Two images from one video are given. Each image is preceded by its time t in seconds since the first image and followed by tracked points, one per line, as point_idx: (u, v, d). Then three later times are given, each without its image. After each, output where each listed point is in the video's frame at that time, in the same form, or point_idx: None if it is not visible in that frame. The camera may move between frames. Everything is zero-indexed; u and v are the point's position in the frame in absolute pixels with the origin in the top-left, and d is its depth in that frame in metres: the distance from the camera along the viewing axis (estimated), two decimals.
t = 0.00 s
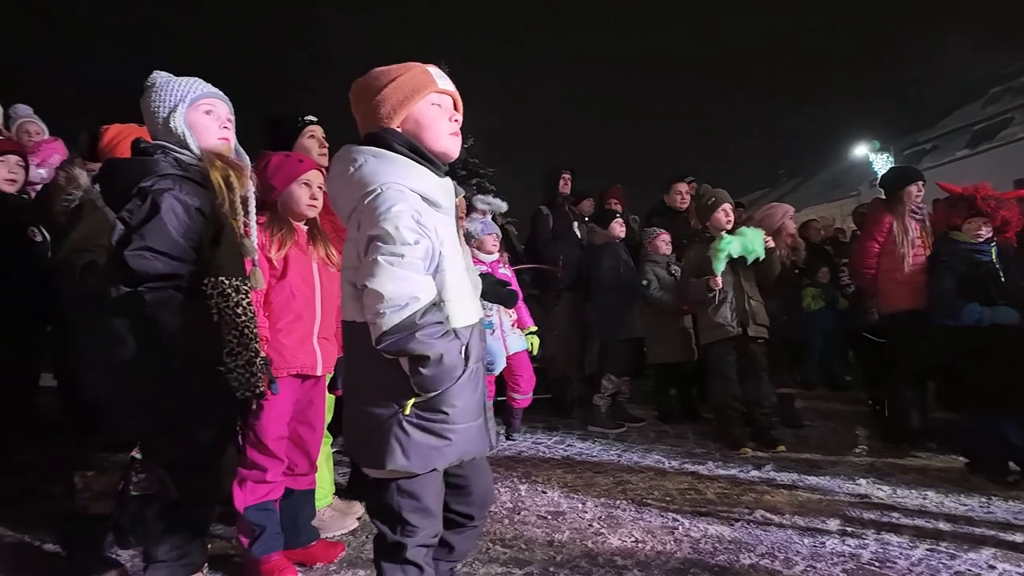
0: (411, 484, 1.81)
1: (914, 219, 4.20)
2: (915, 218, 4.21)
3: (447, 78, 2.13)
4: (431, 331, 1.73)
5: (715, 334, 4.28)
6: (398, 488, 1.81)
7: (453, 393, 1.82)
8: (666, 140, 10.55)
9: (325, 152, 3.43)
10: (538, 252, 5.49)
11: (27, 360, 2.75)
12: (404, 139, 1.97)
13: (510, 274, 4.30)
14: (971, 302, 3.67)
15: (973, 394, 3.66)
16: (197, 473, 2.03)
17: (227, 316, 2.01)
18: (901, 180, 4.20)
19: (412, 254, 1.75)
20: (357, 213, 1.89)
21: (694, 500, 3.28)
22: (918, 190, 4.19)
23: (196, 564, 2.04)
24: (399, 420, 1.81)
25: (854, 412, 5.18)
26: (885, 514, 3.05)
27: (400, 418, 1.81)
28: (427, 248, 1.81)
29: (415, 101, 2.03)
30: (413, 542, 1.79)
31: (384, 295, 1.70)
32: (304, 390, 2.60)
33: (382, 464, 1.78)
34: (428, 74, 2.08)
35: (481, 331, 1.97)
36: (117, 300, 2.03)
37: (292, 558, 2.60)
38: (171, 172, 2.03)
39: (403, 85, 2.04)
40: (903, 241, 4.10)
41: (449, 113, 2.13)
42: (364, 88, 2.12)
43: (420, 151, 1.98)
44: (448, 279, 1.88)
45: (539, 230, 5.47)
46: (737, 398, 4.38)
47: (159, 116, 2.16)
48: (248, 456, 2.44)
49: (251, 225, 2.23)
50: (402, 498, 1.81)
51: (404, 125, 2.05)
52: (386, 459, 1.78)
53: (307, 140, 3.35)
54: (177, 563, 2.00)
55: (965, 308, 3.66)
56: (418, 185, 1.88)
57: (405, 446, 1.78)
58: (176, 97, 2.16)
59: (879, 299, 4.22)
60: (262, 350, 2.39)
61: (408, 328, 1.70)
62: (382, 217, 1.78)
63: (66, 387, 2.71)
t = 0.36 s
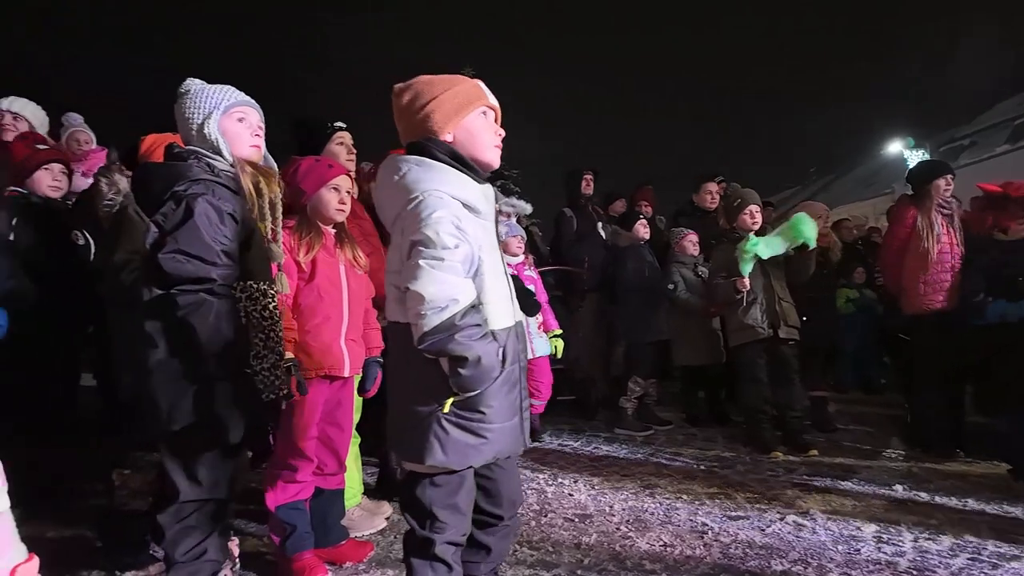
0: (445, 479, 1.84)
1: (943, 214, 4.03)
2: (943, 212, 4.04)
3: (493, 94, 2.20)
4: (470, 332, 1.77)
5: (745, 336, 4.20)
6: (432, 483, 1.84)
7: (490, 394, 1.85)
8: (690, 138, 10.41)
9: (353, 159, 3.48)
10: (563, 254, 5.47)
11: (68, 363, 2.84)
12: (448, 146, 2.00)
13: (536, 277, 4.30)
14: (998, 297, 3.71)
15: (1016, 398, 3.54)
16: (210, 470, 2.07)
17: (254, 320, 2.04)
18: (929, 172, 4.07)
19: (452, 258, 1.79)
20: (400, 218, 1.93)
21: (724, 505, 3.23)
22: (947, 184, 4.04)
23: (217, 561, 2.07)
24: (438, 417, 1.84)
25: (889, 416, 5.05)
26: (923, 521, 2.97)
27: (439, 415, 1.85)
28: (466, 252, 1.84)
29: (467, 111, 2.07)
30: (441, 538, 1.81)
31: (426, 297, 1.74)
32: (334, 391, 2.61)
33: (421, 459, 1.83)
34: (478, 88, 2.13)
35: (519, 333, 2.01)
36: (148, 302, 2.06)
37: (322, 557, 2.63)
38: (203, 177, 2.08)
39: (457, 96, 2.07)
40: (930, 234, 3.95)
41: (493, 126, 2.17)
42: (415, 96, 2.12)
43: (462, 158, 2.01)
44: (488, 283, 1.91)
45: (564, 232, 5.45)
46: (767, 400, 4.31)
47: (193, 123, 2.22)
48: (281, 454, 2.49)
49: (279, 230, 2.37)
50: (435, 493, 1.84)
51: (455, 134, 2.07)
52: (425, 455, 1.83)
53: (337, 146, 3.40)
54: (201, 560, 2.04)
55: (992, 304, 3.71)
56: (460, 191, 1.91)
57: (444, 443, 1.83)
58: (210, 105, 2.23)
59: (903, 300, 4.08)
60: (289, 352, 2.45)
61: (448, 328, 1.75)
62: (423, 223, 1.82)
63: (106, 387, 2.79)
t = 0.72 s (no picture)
0: (507, 467, 2.03)
1: (965, 212, 3.91)
2: (964, 211, 3.91)
3: (532, 109, 2.38)
4: (532, 327, 1.96)
5: (777, 338, 4.13)
6: (494, 472, 2.02)
7: (549, 384, 2.04)
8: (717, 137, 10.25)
9: (382, 163, 3.52)
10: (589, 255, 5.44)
11: (108, 364, 2.92)
12: (493, 157, 2.17)
13: (562, 279, 4.26)
14: None
15: None
16: (253, 468, 2.13)
17: (285, 319, 2.22)
18: (949, 171, 3.96)
19: (512, 259, 1.95)
20: (455, 223, 2.08)
21: (755, 510, 3.17)
22: (968, 181, 3.91)
23: (257, 559, 2.13)
24: (502, 408, 2.01)
25: (928, 420, 4.90)
26: (965, 530, 2.87)
27: (502, 406, 2.01)
28: (523, 253, 2.01)
29: (510, 127, 2.25)
30: (503, 522, 2.00)
31: (494, 295, 1.91)
32: (361, 393, 2.62)
33: (489, 447, 1.98)
34: (521, 104, 2.32)
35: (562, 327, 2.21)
36: (183, 304, 2.09)
37: (352, 556, 2.66)
38: (235, 181, 2.12)
39: (504, 110, 2.25)
40: (955, 233, 3.84)
41: (531, 141, 2.35)
42: (463, 106, 2.29)
43: (507, 168, 2.19)
44: (539, 282, 2.09)
45: (590, 233, 5.41)
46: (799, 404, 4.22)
47: (226, 128, 2.26)
48: (313, 453, 2.54)
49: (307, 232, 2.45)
50: (496, 482, 2.02)
51: (498, 146, 2.24)
52: (492, 443, 1.98)
53: (366, 150, 3.43)
54: (242, 558, 2.09)
55: None
56: (510, 198, 2.08)
57: (509, 431, 1.99)
58: (242, 111, 2.27)
59: (933, 301, 3.97)
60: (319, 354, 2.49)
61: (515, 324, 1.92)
62: (483, 228, 1.98)
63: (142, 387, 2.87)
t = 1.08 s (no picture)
0: (551, 463, 2.03)
1: (995, 212, 3.85)
2: (995, 210, 3.86)
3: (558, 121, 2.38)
4: (562, 327, 1.96)
5: (810, 339, 4.05)
6: (538, 468, 2.02)
7: (579, 380, 2.05)
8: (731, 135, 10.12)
9: (410, 167, 3.57)
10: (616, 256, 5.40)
11: (146, 365, 3.01)
12: (521, 166, 2.19)
13: (589, 281, 4.23)
14: None
15: None
16: (273, 469, 2.19)
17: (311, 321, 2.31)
18: (981, 168, 3.89)
19: (543, 262, 1.97)
20: (485, 230, 2.10)
21: (787, 515, 3.11)
22: (1001, 178, 3.82)
23: (282, 557, 2.17)
24: (535, 407, 2.01)
25: (968, 424, 4.75)
26: (1009, 539, 2.78)
27: (536, 405, 2.01)
28: (552, 256, 2.03)
29: (537, 139, 2.26)
30: (556, 514, 2.02)
31: (525, 296, 1.91)
32: (389, 395, 2.66)
33: (526, 445, 1.99)
34: (547, 115, 2.33)
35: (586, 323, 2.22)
36: (210, 306, 2.14)
37: (380, 556, 2.69)
38: (263, 186, 2.17)
39: (531, 123, 2.26)
40: (985, 237, 3.81)
41: (557, 153, 2.36)
42: (493, 119, 2.30)
43: (535, 177, 2.21)
44: (567, 285, 2.09)
45: (618, 234, 5.36)
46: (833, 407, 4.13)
47: (255, 134, 2.32)
48: (343, 453, 2.58)
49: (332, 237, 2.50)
50: (541, 477, 2.02)
51: (525, 156, 2.25)
52: (528, 440, 1.99)
53: (395, 155, 3.48)
54: (268, 556, 2.13)
55: None
56: (538, 204, 2.10)
57: (543, 429, 1.99)
58: (271, 117, 2.33)
59: (967, 302, 3.91)
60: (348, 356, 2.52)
61: (547, 323, 1.92)
62: (513, 232, 1.99)
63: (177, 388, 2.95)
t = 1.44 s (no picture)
0: (578, 461, 2.02)
1: None
2: None
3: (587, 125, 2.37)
4: (587, 326, 1.95)
5: (843, 341, 3.96)
6: (566, 467, 2.01)
7: (603, 380, 2.04)
8: (738, 135, 9.83)
9: (435, 170, 3.58)
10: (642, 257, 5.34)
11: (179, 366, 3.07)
12: (551, 168, 2.19)
13: (617, 283, 4.23)
14: None
15: None
16: (303, 469, 2.22)
17: (339, 322, 2.33)
18: None
19: (570, 262, 1.96)
20: (513, 230, 2.10)
21: (820, 522, 3.05)
22: None
23: (312, 555, 2.20)
24: (560, 406, 2.01)
25: (1010, 429, 4.60)
26: None
27: (560, 404, 2.01)
28: (580, 258, 2.02)
29: (567, 142, 2.26)
30: (589, 511, 2.01)
31: (549, 294, 1.91)
32: (418, 395, 2.69)
33: (550, 444, 1.98)
34: (577, 118, 2.32)
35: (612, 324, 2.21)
36: (242, 309, 2.18)
37: (409, 556, 2.71)
38: (290, 192, 2.21)
39: (560, 126, 2.26)
40: None
41: (586, 155, 2.35)
42: (523, 123, 2.31)
43: (564, 180, 2.20)
44: (594, 286, 2.09)
45: (645, 235, 5.24)
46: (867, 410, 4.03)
47: (282, 140, 2.36)
48: (372, 454, 2.62)
49: (359, 240, 2.54)
50: (570, 476, 2.01)
51: (555, 159, 2.26)
52: (551, 439, 1.98)
53: (420, 157, 3.50)
54: (298, 554, 2.16)
55: None
56: (567, 205, 2.10)
57: (567, 428, 1.99)
58: (296, 123, 2.37)
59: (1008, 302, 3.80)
60: (378, 357, 2.55)
61: (571, 322, 1.91)
62: (541, 232, 2.00)
63: (211, 389, 3.02)
